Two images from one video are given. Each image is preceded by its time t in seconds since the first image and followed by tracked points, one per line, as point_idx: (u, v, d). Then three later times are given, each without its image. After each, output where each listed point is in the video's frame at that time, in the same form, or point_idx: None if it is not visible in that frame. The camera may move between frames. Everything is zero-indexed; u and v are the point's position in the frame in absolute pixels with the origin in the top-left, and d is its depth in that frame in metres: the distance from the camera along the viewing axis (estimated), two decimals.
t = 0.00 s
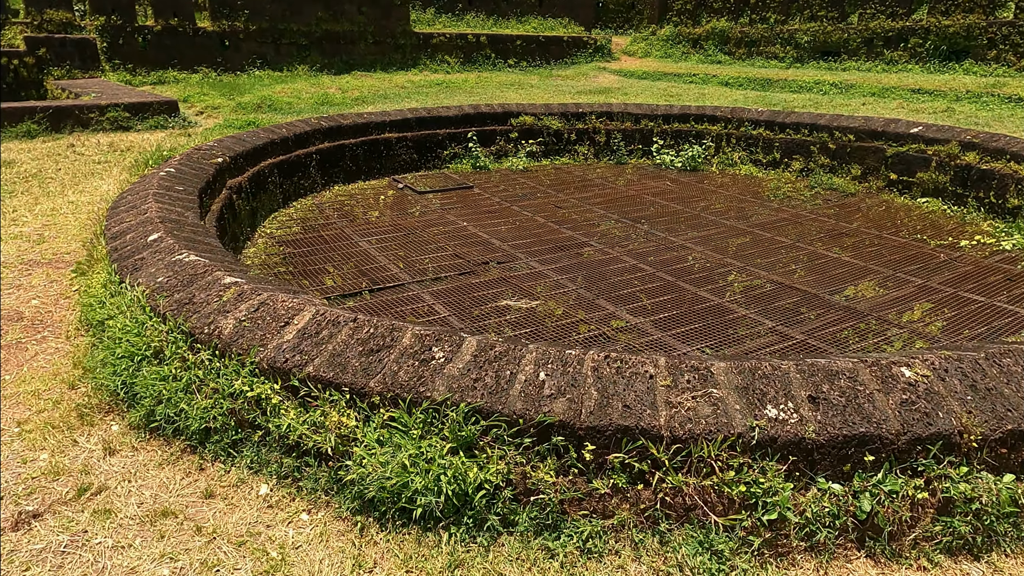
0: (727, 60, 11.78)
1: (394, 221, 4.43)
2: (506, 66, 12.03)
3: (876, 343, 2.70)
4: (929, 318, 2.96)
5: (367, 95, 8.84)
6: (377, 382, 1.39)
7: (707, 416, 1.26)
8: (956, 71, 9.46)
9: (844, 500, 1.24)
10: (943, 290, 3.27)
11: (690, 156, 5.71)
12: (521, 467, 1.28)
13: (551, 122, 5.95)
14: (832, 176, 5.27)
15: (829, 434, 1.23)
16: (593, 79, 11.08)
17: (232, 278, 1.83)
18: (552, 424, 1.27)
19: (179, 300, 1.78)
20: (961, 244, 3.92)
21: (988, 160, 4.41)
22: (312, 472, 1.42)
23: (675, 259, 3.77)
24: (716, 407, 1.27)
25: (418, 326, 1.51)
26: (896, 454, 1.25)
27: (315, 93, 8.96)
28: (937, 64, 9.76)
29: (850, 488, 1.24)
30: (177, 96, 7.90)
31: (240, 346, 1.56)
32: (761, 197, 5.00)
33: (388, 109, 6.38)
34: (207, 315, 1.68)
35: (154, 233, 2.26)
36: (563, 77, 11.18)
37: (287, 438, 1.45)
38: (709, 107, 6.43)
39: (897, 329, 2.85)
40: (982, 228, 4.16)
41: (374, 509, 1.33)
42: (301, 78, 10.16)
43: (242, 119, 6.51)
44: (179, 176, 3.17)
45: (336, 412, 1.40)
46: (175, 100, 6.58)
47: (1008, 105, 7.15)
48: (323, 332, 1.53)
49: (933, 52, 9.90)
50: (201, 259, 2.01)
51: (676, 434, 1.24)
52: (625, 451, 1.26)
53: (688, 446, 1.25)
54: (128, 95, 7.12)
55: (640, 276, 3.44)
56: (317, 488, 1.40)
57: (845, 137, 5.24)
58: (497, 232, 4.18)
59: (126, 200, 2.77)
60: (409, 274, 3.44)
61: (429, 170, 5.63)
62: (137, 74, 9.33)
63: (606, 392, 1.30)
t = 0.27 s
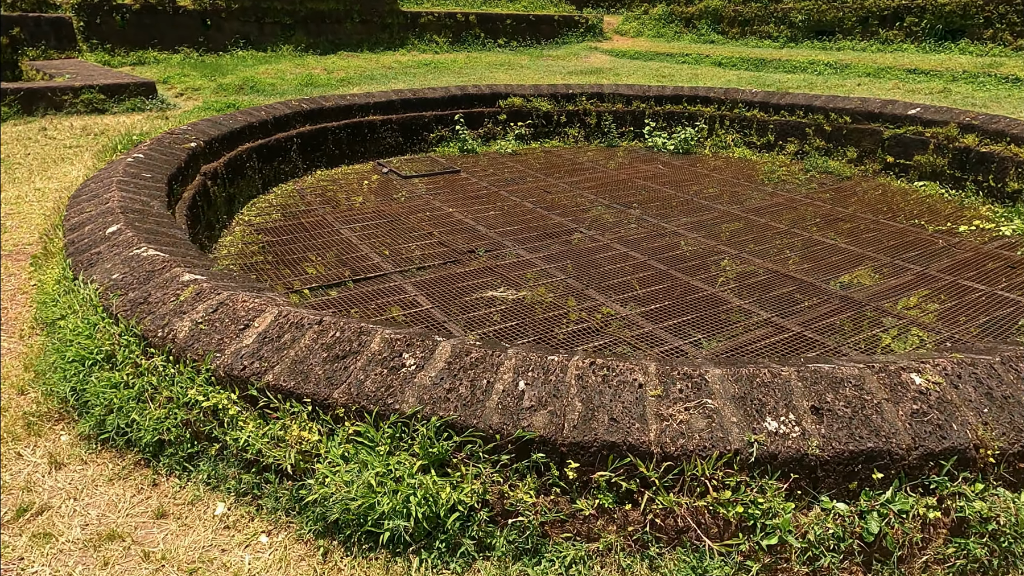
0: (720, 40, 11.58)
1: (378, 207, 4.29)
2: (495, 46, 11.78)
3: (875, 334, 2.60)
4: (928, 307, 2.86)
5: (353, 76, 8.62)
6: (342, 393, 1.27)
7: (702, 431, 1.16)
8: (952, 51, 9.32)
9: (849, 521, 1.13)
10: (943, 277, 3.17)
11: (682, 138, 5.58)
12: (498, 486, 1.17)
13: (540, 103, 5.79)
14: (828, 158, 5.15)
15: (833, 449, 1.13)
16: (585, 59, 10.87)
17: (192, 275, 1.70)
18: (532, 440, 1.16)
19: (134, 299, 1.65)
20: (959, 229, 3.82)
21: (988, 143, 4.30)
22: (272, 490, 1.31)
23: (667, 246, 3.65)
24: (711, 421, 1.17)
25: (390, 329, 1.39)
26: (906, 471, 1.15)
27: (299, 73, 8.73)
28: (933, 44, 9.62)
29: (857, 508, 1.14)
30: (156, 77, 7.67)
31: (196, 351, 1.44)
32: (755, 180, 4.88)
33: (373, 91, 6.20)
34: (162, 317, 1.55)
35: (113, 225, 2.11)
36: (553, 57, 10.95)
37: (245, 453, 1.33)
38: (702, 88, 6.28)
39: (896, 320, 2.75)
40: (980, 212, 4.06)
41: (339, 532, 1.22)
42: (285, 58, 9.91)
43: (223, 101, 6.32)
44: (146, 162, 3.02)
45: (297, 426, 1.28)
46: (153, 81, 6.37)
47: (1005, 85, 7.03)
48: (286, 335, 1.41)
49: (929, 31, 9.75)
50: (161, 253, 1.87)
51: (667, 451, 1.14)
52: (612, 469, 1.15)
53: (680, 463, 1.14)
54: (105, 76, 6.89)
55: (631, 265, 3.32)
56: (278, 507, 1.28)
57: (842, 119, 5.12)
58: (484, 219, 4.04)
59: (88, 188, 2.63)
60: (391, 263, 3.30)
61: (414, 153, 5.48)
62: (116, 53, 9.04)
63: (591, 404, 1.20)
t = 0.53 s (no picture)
0: (717, 12, 11.31)
1: (364, 187, 4.10)
2: (487, 18, 11.46)
3: (887, 322, 2.46)
4: (941, 292, 2.72)
5: (339, 50, 8.34)
6: (304, 407, 1.12)
7: (715, 451, 1.01)
8: (954, 23, 9.12)
9: (884, 552, 0.99)
10: (955, 260, 3.03)
11: (680, 114, 5.38)
12: (483, 514, 1.03)
13: (533, 78, 5.57)
14: (830, 134, 4.97)
15: (866, 473, 0.99)
16: (579, 32, 10.59)
17: (144, 267, 1.53)
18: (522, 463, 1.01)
19: (78, 296, 1.48)
20: (969, 208, 3.67)
21: (998, 118, 4.14)
22: (229, 514, 1.16)
23: (666, 227, 3.49)
24: (726, 440, 1.02)
25: (361, 331, 1.24)
26: (949, 494, 1.01)
27: (284, 47, 8.44)
28: (935, 16, 9.41)
29: (891, 538, 1.00)
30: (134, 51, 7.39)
31: (142, 356, 1.28)
32: (755, 158, 4.70)
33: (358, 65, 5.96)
34: (107, 317, 1.38)
35: (65, 210, 1.93)
36: (547, 30, 10.66)
37: (198, 473, 1.18)
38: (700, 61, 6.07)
39: (907, 306, 2.61)
40: (990, 190, 3.91)
41: (302, 566, 1.07)
42: (270, 31, 9.59)
43: (202, 76, 6.07)
44: (111, 140, 2.83)
45: (254, 445, 1.13)
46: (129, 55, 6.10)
47: (1010, 58, 6.85)
48: (244, 337, 1.25)
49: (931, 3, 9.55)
50: (113, 241, 1.69)
51: (676, 476, 0.99)
52: (613, 495, 1.01)
53: (690, 489, 1.00)
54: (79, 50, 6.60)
55: (628, 247, 3.16)
56: (234, 535, 1.14)
57: (845, 93, 4.93)
58: (474, 199, 3.86)
59: (45, 169, 2.44)
60: (375, 247, 3.13)
61: (402, 130, 5.27)
62: (94, 27, 8.61)
63: (588, 421, 1.05)
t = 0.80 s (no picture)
0: None
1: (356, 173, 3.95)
2: None
3: (906, 322, 2.34)
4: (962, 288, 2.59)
5: (333, 27, 8.11)
6: (272, 451, 0.99)
7: (737, 507, 0.89)
8: None
9: None
10: (974, 253, 2.89)
11: (685, 94, 5.20)
12: None
13: (533, 57, 5.38)
14: (841, 116, 4.80)
15: (911, 533, 0.86)
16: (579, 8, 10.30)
17: (104, 277, 1.39)
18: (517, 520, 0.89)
19: (32, 311, 1.35)
20: (987, 196, 3.52)
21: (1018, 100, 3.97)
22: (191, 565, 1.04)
23: (672, 216, 3.34)
24: (749, 494, 0.89)
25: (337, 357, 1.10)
26: (1005, 557, 0.88)
27: (276, 24, 8.19)
28: None
29: None
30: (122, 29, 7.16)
31: (96, 386, 1.15)
32: (763, 141, 4.53)
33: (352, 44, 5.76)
34: (61, 337, 1.25)
35: (27, 209, 1.79)
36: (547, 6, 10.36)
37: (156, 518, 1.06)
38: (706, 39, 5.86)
39: (926, 304, 2.48)
40: (1008, 176, 3.76)
41: None
42: (262, 8, 9.33)
43: (191, 55, 5.86)
44: (85, 128, 2.68)
45: (217, 491, 1.01)
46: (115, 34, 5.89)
47: None
48: (208, 362, 1.12)
49: None
50: (77, 247, 1.56)
51: (693, 536, 0.87)
52: (620, 557, 0.88)
53: (709, 550, 0.87)
54: (64, 28, 6.39)
55: (632, 239, 3.02)
56: None
57: (857, 73, 4.75)
58: (471, 186, 3.71)
59: (13, 161, 2.29)
60: (366, 239, 2.98)
61: (397, 112, 5.09)
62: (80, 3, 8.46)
63: (592, 469, 0.92)
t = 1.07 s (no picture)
0: None
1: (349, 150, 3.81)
2: None
3: (921, 309, 2.22)
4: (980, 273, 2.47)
5: None
6: (230, 471, 0.89)
7: (752, 540, 0.78)
8: None
9: None
10: (992, 235, 2.77)
11: (690, 69, 5.03)
12: None
13: (533, 30, 5.21)
14: (852, 90, 4.63)
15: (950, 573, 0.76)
16: None
17: (60, 269, 1.28)
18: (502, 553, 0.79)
19: None
20: (1004, 174, 3.39)
21: None
22: None
23: (676, 197, 3.21)
24: (765, 526, 0.79)
25: (307, 363, 1.00)
26: None
27: None
28: None
29: None
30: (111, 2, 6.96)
31: (43, 393, 1.04)
32: (771, 117, 4.38)
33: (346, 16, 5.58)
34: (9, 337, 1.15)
35: None
36: None
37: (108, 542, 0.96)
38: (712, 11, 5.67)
39: (943, 289, 2.36)
40: None
41: None
42: None
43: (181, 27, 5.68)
44: (60, 104, 2.55)
45: (172, 514, 0.91)
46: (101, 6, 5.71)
47: None
48: (164, 368, 1.02)
49: None
50: (36, 235, 1.44)
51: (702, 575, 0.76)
52: None
53: None
54: None
55: (634, 220, 2.90)
56: None
57: (869, 47, 4.58)
58: (467, 164, 3.58)
59: None
60: (357, 221, 2.86)
61: (393, 87, 4.93)
62: None
63: (587, 495, 0.82)
